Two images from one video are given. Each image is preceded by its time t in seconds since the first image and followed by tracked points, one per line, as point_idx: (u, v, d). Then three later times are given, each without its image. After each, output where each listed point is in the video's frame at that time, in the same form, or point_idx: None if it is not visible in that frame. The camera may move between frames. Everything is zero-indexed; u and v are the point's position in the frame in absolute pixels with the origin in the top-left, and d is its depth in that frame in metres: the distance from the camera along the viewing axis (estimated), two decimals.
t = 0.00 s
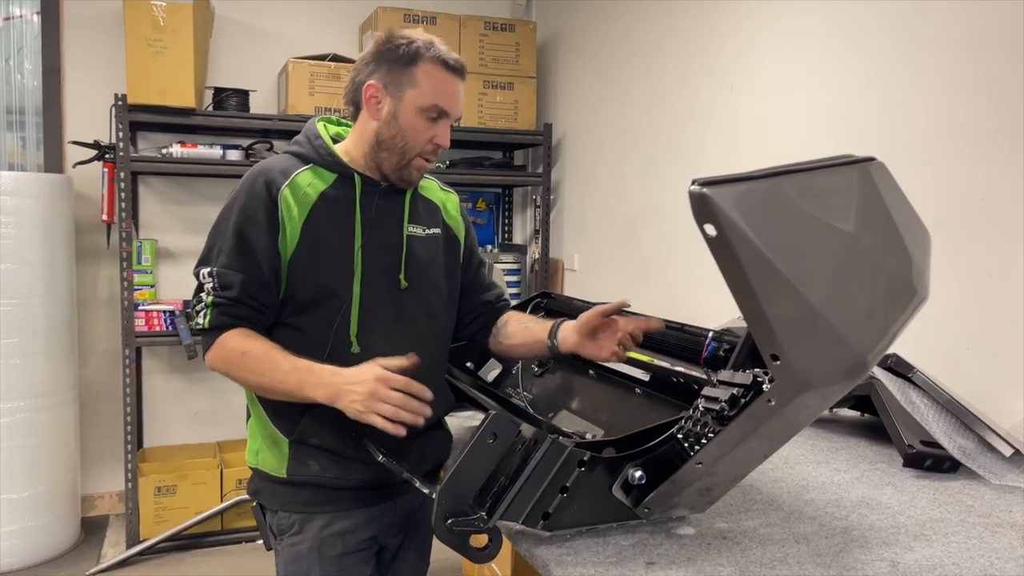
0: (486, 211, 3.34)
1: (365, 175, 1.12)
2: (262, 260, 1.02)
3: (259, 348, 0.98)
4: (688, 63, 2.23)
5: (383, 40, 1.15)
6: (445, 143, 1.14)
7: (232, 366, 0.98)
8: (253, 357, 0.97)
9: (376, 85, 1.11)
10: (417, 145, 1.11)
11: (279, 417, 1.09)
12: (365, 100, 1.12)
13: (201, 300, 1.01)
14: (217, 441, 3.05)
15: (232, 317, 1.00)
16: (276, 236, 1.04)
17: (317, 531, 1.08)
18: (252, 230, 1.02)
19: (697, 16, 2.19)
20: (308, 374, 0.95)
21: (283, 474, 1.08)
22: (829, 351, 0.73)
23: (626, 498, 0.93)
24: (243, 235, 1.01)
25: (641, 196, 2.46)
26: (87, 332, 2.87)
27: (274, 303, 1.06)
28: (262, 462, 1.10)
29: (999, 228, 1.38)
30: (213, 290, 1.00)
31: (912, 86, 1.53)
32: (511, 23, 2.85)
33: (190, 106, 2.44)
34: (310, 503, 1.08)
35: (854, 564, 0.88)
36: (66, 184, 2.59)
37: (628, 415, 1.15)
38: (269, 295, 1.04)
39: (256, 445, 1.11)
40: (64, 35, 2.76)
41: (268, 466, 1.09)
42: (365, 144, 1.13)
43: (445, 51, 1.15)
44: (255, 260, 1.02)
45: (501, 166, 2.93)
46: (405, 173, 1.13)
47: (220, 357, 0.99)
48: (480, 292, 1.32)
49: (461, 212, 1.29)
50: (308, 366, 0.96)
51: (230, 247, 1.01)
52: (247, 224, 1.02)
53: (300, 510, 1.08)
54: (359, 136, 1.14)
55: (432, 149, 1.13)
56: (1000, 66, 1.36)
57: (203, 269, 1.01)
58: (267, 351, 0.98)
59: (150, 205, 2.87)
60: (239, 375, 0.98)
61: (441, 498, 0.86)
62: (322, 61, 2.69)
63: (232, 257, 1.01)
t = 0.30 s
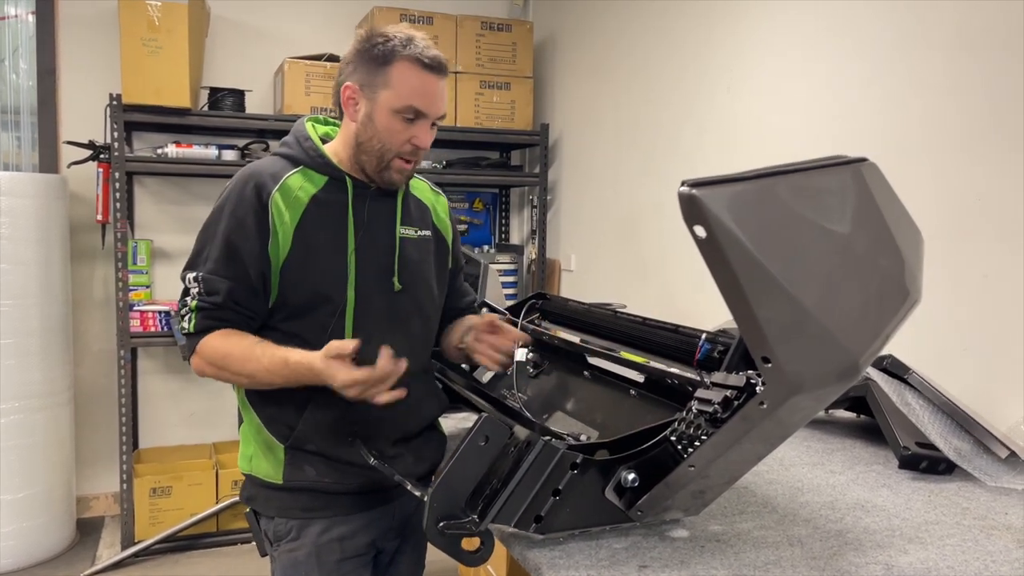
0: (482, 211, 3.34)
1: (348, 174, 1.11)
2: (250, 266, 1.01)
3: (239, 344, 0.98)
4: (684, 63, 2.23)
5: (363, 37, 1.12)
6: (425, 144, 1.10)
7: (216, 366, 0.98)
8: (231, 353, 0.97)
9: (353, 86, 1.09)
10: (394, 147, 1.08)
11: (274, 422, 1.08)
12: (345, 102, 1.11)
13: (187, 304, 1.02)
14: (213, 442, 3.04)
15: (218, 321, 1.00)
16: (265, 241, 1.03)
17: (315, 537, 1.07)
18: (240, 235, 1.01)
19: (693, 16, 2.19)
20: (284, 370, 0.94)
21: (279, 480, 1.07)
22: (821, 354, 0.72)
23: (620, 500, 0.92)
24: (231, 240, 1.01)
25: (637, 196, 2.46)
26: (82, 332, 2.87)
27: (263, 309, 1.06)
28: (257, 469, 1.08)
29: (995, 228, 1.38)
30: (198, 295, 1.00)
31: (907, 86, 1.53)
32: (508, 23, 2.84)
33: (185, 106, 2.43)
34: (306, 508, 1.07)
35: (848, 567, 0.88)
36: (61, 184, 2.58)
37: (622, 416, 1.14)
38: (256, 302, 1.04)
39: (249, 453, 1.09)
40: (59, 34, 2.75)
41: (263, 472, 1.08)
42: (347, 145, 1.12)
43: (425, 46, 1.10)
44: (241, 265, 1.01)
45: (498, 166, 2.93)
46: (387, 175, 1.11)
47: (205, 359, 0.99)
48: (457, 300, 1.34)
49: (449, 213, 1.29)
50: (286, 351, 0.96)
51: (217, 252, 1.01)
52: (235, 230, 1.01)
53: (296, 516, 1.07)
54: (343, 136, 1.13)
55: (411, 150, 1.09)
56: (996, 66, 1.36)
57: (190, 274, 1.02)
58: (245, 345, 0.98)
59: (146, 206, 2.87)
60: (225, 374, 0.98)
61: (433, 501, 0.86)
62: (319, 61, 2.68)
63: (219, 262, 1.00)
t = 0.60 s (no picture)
0: (481, 211, 3.34)
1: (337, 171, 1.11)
2: (252, 266, 1.01)
3: (250, 343, 0.99)
4: (682, 62, 2.23)
5: (347, 33, 1.12)
6: (411, 137, 1.09)
7: (229, 367, 0.99)
8: (244, 351, 0.98)
9: (337, 81, 1.10)
10: (380, 140, 1.07)
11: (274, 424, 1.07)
12: (330, 97, 1.11)
13: (187, 310, 1.01)
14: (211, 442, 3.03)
15: (221, 322, 1.00)
16: (264, 242, 1.03)
17: (319, 541, 1.07)
18: (240, 237, 1.01)
19: (691, 16, 2.19)
20: (302, 359, 0.97)
21: (281, 485, 1.06)
22: (820, 355, 0.72)
23: (618, 501, 0.92)
24: (231, 242, 1.00)
25: (636, 196, 2.45)
26: (80, 333, 2.86)
27: (263, 310, 1.05)
28: (257, 475, 1.08)
29: (993, 229, 1.38)
30: (202, 298, 0.99)
31: (905, 86, 1.52)
32: (506, 22, 2.84)
33: (183, 106, 2.43)
34: (307, 512, 1.07)
35: (847, 568, 0.88)
36: (58, 184, 2.57)
37: (620, 417, 1.14)
38: (257, 303, 1.04)
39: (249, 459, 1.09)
40: (56, 34, 2.74)
41: (264, 478, 1.07)
42: (335, 141, 1.11)
43: (408, 39, 1.10)
44: (241, 266, 1.01)
45: (496, 166, 2.93)
46: (375, 169, 1.10)
47: (215, 362, 0.99)
48: (451, 297, 1.34)
49: (442, 210, 1.29)
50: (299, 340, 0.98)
51: (218, 254, 1.00)
52: (234, 230, 1.01)
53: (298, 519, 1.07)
54: (331, 133, 1.13)
55: (397, 143, 1.08)
56: (994, 66, 1.36)
57: (189, 279, 1.00)
58: (256, 342, 0.99)
59: (143, 206, 2.86)
60: (240, 374, 0.99)
61: (430, 502, 0.85)
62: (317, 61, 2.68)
63: (220, 265, 1.00)
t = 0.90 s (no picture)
0: (480, 211, 3.34)
1: (336, 171, 1.10)
2: (247, 269, 1.01)
3: (245, 345, 0.99)
4: (682, 62, 2.23)
5: (346, 32, 1.11)
6: (412, 136, 1.09)
7: (224, 370, 0.99)
8: (239, 353, 0.98)
9: (337, 80, 1.09)
10: (381, 140, 1.07)
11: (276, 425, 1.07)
12: (330, 96, 1.10)
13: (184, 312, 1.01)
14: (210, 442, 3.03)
15: (217, 324, 1.00)
16: (259, 244, 1.02)
17: (321, 542, 1.07)
18: (235, 239, 1.00)
19: (690, 15, 2.19)
20: (296, 360, 0.97)
21: (283, 486, 1.06)
22: (823, 354, 0.72)
23: (620, 501, 0.92)
24: (226, 245, 1.00)
25: (635, 196, 2.45)
26: (79, 333, 2.85)
27: (259, 311, 1.05)
28: (259, 475, 1.07)
29: (993, 228, 1.38)
30: (197, 301, 0.99)
31: (905, 86, 1.53)
32: (505, 22, 2.84)
33: (182, 106, 2.42)
34: (309, 512, 1.07)
35: (849, 567, 0.87)
36: (57, 184, 2.57)
37: (621, 416, 1.14)
38: (253, 305, 1.03)
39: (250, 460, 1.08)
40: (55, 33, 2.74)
41: (266, 478, 1.07)
42: (335, 140, 1.11)
43: (409, 39, 1.10)
44: (236, 268, 1.01)
45: (495, 166, 2.92)
46: (375, 169, 1.09)
47: (211, 365, 0.99)
48: (451, 296, 1.33)
49: (440, 210, 1.29)
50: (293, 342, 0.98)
51: (213, 257, 1.00)
52: (229, 232, 1.00)
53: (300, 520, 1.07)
54: (331, 132, 1.12)
55: (397, 142, 1.09)
56: (994, 66, 1.36)
57: (185, 281, 1.00)
58: (250, 344, 0.99)
59: (142, 206, 2.86)
60: (235, 376, 0.99)
61: (432, 502, 0.85)
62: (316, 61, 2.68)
63: (215, 267, 1.00)
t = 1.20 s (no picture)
0: (478, 210, 3.34)
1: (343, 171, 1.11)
2: (247, 267, 1.01)
3: (246, 342, 0.98)
4: (681, 62, 2.23)
5: (361, 35, 1.13)
6: (426, 139, 1.13)
7: (224, 366, 0.98)
8: (240, 349, 0.98)
9: (356, 79, 1.10)
10: (398, 140, 1.10)
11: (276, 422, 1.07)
12: (345, 94, 1.10)
13: (181, 310, 1.00)
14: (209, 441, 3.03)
15: (216, 322, 0.99)
16: (259, 242, 1.02)
17: (319, 539, 1.07)
18: (235, 237, 1.00)
19: (690, 14, 2.19)
20: (299, 354, 0.97)
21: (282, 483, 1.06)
22: (824, 351, 0.72)
23: (621, 498, 0.92)
24: (226, 242, 0.99)
25: (635, 195, 2.46)
26: (77, 332, 2.85)
27: (258, 310, 1.05)
28: (258, 473, 1.07)
29: (993, 227, 1.38)
30: (196, 299, 0.99)
31: (906, 85, 1.53)
32: (504, 21, 2.84)
33: (180, 104, 2.42)
34: (308, 510, 1.07)
35: (850, 564, 0.88)
36: (55, 183, 2.56)
37: (621, 414, 1.14)
38: (252, 304, 1.03)
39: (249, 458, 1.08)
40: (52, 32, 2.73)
41: (265, 476, 1.07)
42: (346, 138, 1.11)
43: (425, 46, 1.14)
44: (236, 266, 1.00)
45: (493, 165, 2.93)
46: (388, 168, 1.11)
47: (210, 361, 0.99)
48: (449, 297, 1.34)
49: (438, 210, 1.29)
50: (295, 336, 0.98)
51: (212, 254, 0.99)
52: (228, 230, 1.00)
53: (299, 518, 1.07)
54: (340, 130, 1.12)
55: (413, 143, 1.12)
56: (994, 65, 1.36)
57: (184, 278, 1.00)
58: (252, 340, 0.99)
59: (141, 205, 2.85)
60: (235, 372, 0.99)
61: (434, 500, 0.86)
62: (315, 59, 2.67)
63: (214, 265, 0.99)
